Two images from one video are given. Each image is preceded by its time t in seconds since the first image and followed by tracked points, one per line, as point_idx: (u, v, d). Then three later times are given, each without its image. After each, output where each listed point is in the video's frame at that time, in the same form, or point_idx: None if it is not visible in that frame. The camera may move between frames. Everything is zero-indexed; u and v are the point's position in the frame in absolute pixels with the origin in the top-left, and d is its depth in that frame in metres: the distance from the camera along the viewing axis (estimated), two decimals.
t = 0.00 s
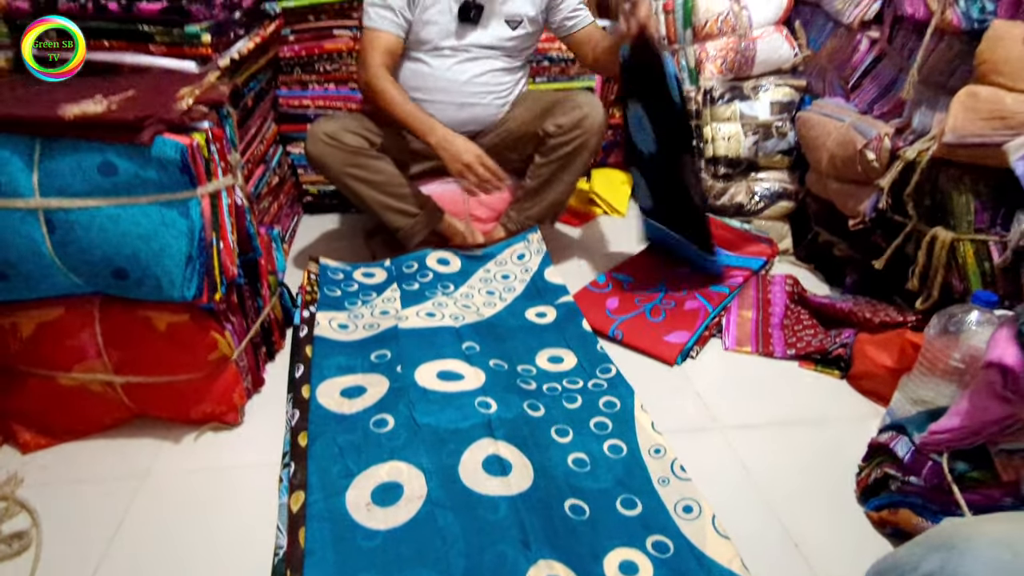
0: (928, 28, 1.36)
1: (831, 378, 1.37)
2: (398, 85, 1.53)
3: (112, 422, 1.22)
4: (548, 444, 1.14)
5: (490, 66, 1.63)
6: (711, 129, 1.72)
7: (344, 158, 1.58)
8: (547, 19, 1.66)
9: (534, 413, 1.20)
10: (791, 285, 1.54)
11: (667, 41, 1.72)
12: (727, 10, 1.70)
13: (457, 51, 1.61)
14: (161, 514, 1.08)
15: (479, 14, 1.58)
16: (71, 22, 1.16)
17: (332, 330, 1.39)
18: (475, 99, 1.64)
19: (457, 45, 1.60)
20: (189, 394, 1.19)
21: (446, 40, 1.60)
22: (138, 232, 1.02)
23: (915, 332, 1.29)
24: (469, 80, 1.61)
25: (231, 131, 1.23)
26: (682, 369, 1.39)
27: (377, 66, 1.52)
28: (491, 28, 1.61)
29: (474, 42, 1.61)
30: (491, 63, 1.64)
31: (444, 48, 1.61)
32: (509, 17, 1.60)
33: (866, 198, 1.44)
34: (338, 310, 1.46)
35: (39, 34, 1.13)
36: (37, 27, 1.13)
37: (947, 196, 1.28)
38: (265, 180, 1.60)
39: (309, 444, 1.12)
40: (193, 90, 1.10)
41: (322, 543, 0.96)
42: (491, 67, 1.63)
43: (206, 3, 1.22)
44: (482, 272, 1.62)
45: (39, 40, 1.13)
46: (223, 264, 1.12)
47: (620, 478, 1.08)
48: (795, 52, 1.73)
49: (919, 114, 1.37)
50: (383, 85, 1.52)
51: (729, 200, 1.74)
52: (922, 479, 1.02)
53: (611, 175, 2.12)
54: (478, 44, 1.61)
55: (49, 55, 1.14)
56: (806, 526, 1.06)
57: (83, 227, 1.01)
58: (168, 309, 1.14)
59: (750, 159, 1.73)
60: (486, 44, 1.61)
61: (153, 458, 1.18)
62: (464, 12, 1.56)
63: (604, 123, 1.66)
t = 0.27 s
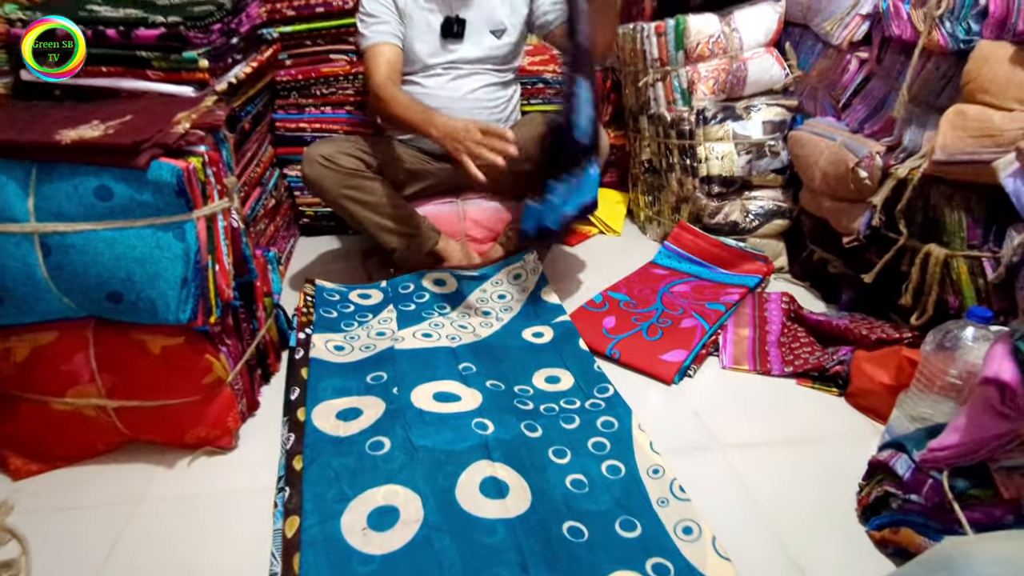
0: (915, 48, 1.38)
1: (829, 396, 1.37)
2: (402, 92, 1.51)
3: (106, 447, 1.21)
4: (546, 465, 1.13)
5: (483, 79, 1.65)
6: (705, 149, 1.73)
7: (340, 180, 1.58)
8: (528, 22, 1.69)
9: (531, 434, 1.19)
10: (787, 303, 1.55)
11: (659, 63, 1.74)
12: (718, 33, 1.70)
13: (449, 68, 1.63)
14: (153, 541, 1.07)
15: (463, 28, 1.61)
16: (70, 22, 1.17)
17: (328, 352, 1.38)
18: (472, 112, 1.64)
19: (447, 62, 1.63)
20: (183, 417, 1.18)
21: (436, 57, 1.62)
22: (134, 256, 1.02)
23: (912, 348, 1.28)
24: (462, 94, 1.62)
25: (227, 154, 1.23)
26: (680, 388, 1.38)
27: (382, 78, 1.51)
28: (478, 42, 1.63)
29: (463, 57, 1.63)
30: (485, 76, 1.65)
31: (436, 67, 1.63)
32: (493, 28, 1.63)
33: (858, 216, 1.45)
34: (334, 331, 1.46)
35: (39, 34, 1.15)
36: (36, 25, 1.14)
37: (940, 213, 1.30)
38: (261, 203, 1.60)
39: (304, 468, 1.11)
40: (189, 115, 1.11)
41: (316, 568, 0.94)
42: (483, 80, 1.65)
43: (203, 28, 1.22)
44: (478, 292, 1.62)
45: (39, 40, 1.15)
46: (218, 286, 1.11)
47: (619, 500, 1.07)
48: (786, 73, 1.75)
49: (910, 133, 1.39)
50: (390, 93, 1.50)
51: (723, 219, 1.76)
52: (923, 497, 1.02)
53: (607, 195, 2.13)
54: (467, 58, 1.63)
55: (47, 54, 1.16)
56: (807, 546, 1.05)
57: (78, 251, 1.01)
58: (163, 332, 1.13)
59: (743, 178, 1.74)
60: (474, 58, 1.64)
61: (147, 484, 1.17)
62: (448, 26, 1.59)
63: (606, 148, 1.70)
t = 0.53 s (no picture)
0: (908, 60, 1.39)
1: (826, 407, 1.36)
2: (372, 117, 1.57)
3: (96, 463, 1.19)
4: (542, 479, 1.12)
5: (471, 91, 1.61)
6: (700, 161, 1.73)
7: (326, 198, 1.58)
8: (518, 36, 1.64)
9: (528, 447, 1.18)
10: (783, 314, 1.55)
11: (654, 76, 1.75)
12: (712, 45, 1.73)
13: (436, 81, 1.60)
14: (143, 558, 1.05)
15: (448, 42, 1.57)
16: (70, 23, 1.18)
17: (323, 365, 1.37)
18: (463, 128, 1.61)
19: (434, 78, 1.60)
20: (175, 432, 1.17)
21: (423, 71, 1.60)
22: (125, 268, 1.01)
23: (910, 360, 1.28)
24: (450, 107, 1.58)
25: (222, 166, 1.22)
26: (678, 400, 1.37)
27: (355, 102, 1.56)
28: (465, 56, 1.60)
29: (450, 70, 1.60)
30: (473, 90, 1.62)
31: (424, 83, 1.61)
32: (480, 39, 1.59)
33: (853, 227, 1.46)
34: (329, 344, 1.45)
35: (39, 34, 1.15)
36: (36, 26, 1.15)
37: (935, 224, 1.30)
38: (256, 215, 1.59)
39: (297, 483, 1.10)
40: (184, 127, 1.10)
41: None
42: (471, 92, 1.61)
43: (198, 41, 1.23)
44: (474, 304, 1.61)
45: (39, 40, 1.16)
46: (212, 300, 1.09)
47: (617, 513, 1.06)
48: (780, 85, 1.76)
49: (904, 144, 1.40)
50: (358, 119, 1.55)
51: (719, 230, 1.76)
52: (923, 509, 1.01)
53: (602, 207, 2.13)
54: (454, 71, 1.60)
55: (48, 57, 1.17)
56: (807, 559, 1.04)
57: (69, 263, 1.00)
58: (155, 345, 1.12)
59: (739, 189, 1.74)
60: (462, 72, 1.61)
61: (137, 499, 1.15)
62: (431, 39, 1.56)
63: (600, 161, 1.68)
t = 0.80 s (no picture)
0: (901, 68, 1.40)
1: (821, 413, 1.36)
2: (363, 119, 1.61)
3: (88, 466, 1.18)
4: (538, 484, 1.11)
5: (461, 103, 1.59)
6: (695, 166, 1.74)
7: (318, 204, 1.57)
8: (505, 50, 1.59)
9: (524, 452, 1.18)
10: (778, 319, 1.56)
11: (650, 82, 1.76)
12: (708, 52, 1.72)
13: (426, 91, 1.58)
14: (135, 563, 1.04)
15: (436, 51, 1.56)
16: (70, 23, 1.16)
17: (318, 369, 1.36)
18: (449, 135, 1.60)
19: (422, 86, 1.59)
20: (168, 436, 1.16)
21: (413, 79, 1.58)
22: (120, 270, 1.00)
23: (905, 366, 1.29)
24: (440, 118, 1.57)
25: (217, 169, 1.22)
26: (674, 405, 1.37)
27: (349, 107, 1.59)
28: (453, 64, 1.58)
29: (441, 81, 1.58)
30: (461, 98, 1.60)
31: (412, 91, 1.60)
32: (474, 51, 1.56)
33: (848, 233, 1.46)
34: (324, 348, 1.44)
35: (37, 34, 1.12)
36: (36, 27, 1.12)
37: (928, 230, 1.30)
38: (251, 218, 1.59)
39: (291, 488, 1.09)
40: (179, 129, 1.10)
41: None
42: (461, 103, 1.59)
43: (195, 43, 1.23)
44: (469, 308, 1.61)
45: (38, 40, 1.13)
46: (206, 301, 1.08)
47: (613, 519, 1.05)
48: (775, 92, 1.77)
49: (897, 151, 1.40)
50: (349, 123, 1.58)
51: (714, 236, 1.76)
52: (919, 514, 1.01)
53: (597, 212, 2.13)
54: (445, 81, 1.58)
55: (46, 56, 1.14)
56: (802, 565, 1.04)
57: (63, 265, 0.99)
58: (149, 348, 1.11)
59: (734, 195, 1.75)
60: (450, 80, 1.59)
61: (129, 504, 1.14)
62: (424, 50, 1.56)
63: (596, 165, 1.67)
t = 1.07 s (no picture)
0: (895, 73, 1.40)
1: (814, 416, 1.36)
2: (372, 126, 1.55)
3: (74, 467, 1.17)
4: (530, 486, 1.10)
5: (455, 110, 1.60)
6: (690, 169, 1.73)
7: (311, 205, 1.56)
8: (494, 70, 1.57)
9: (516, 454, 1.17)
10: (772, 323, 1.55)
11: (645, 84, 1.76)
12: (703, 55, 1.73)
13: (422, 97, 1.58)
14: (121, 566, 1.03)
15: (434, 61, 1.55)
16: (70, 22, 1.14)
17: (309, 370, 1.35)
18: (442, 143, 1.61)
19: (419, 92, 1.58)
20: (156, 436, 1.14)
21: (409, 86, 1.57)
22: (108, 268, 0.99)
23: (898, 370, 1.29)
24: (436, 125, 1.59)
25: (209, 167, 1.21)
26: (667, 408, 1.37)
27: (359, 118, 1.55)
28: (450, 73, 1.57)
29: (438, 88, 1.58)
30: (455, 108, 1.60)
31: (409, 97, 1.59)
32: (472, 62, 1.56)
33: (842, 237, 1.46)
34: (315, 348, 1.43)
35: (38, 34, 1.11)
36: (37, 26, 1.11)
37: (922, 235, 1.30)
38: (243, 217, 1.58)
39: (281, 490, 1.08)
40: (171, 125, 1.09)
41: None
42: (457, 110, 1.60)
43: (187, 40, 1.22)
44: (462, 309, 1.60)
45: (39, 40, 1.11)
46: (196, 301, 1.08)
47: (605, 521, 1.05)
48: (770, 96, 1.77)
49: (891, 156, 1.41)
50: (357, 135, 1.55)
51: (708, 239, 1.76)
52: (912, 519, 1.01)
53: (591, 214, 2.13)
54: (441, 88, 1.58)
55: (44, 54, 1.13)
56: (795, 568, 1.04)
57: (50, 262, 0.98)
58: (137, 347, 1.09)
59: (728, 199, 1.75)
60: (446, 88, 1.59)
61: (116, 505, 1.13)
62: (422, 58, 1.55)
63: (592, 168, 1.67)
